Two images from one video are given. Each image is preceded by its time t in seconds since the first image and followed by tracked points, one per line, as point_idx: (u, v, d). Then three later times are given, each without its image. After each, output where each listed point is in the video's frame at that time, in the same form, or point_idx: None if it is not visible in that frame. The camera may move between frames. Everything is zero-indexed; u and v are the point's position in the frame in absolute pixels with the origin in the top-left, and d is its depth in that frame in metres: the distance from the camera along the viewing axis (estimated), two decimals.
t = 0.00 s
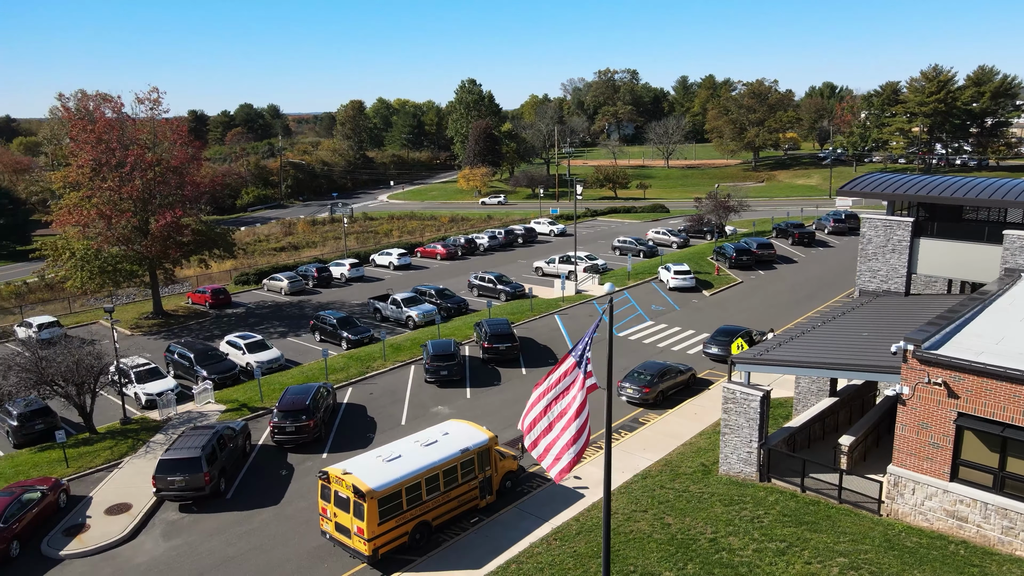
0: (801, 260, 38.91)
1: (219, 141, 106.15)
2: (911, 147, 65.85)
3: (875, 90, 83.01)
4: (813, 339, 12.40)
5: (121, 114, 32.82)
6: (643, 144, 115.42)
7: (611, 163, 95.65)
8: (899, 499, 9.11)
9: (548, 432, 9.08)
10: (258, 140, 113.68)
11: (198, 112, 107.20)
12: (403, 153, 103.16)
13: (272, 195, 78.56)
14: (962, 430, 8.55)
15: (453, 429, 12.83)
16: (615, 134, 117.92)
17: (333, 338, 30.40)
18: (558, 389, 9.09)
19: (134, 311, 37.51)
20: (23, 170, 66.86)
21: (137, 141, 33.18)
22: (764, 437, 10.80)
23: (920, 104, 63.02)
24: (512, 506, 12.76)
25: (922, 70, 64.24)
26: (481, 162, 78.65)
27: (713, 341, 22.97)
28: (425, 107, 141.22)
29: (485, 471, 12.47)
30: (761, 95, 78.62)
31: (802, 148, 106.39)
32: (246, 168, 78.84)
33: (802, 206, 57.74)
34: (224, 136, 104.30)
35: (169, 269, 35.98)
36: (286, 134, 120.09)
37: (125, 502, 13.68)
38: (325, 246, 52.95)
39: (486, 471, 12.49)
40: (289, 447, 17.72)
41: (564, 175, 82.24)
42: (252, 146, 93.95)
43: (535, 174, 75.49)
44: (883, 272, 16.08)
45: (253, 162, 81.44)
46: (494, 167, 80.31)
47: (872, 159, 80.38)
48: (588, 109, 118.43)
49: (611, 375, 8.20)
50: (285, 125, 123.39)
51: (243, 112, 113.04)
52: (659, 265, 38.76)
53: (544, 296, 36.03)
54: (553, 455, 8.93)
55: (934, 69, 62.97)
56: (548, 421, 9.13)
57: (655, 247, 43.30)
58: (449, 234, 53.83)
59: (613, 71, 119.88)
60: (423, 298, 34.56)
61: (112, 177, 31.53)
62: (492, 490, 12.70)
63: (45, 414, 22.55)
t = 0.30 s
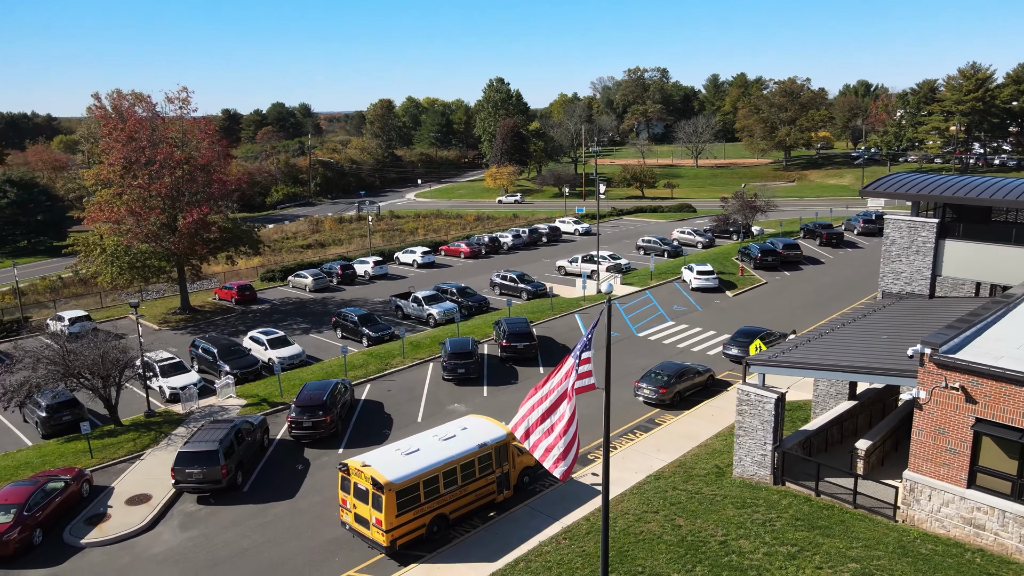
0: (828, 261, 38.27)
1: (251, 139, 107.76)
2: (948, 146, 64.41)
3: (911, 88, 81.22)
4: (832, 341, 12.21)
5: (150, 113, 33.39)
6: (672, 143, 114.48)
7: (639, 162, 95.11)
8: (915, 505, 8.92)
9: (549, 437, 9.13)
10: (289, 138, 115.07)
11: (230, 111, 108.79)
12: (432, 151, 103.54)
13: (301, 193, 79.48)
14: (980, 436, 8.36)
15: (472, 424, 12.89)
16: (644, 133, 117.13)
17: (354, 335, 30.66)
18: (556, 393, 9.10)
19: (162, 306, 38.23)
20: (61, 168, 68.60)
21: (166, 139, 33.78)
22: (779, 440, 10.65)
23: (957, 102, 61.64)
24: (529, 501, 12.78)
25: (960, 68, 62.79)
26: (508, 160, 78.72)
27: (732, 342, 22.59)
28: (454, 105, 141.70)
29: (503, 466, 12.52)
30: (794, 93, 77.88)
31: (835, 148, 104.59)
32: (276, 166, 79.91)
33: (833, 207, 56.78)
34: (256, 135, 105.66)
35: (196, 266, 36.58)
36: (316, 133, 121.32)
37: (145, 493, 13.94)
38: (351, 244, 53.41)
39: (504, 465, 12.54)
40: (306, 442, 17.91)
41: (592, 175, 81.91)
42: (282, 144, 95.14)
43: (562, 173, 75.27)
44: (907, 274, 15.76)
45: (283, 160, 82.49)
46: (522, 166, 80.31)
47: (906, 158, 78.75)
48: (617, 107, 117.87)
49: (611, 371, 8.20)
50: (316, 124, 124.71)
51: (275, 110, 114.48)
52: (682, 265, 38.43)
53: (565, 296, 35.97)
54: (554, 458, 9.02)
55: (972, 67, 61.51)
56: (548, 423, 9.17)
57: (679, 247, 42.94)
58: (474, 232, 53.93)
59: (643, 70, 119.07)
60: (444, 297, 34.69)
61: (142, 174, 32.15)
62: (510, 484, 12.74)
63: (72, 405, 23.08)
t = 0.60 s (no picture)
0: (861, 263, 37.47)
1: (287, 138, 109.48)
2: (994, 146, 62.55)
3: (956, 87, 79.07)
4: (854, 344, 11.99)
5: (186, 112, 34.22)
6: (707, 142, 113.20)
7: (673, 161, 94.24)
8: (935, 513, 8.70)
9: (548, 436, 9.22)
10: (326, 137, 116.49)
11: (269, 110, 110.73)
12: (466, 150, 103.95)
13: (335, 191, 80.43)
14: (1002, 444, 8.13)
15: (494, 419, 12.94)
16: (679, 133, 116.03)
17: (379, 332, 30.94)
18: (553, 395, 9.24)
19: (195, 301, 39.06)
20: (105, 166, 70.69)
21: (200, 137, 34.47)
22: (797, 444, 10.46)
23: (1004, 101, 59.82)
24: (547, 497, 12.78)
25: (1007, 66, 60.92)
26: (541, 159, 78.71)
27: (758, 344, 21.94)
28: (489, 105, 142.04)
29: (524, 461, 12.54)
30: (833, 92, 76.37)
31: (875, 147, 102.28)
32: (311, 164, 81.02)
33: (872, 208, 55.55)
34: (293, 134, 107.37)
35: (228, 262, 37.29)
36: (351, 131, 122.70)
37: (168, 484, 14.24)
38: (382, 242, 53.88)
39: (525, 461, 12.56)
40: (326, 436, 18.12)
41: (624, 174, 81.48)
42: (318, 143, 96.51)
43: (595, 173, 74.92)
44: (936, 277, 15.38)
45: (318, 158, 83.63)
46: (554, 165, 80.17)
47: (949, 158, 76.67)
48: (652, 106, 116.90)
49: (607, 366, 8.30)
50: (352, 124, 126.10)
51: (312, 109, 116.13)
52: (711, 266, 37.98)
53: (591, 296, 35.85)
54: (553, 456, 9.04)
55: (1020, 65, 59.63)
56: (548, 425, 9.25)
57: (709, 247, 42.45)
58: (504, 231, 53.98)
59: (679, 68, 117.99)
60: (470, 295, 34.83)
61: (176, 172, 32.94)
62: (530, 479, 12.77)
63: (103, 396, 23.69)
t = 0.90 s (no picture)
0: (890, 266, 36.79)
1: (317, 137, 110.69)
2: None
3: (994, 86, 77.24)
4: (873, 347, 11.76)
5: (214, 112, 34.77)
6: (737, 142, 111.92)
7: (702, 161, 93.37)
8: (952, 521, 8.51)
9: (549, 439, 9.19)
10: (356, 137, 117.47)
11: (300, 110, 112.29)
12: (494, 150, 104.23)
13: (363, 189, 81.08)
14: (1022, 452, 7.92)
15: (511, 416, 12.97)
16: (709, 133, 114.99)
17: (400, 330, 31.14)
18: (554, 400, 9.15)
19: (221, 297, 39.69)
20: (139, 164, 72.29)
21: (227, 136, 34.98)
22: (812, 447, 10.31)
23: None
24: (561, 496, 12.76)
25: None
26: (568, 159, 78.56)
27: (777, 347, 21.38)
28: (517, 104, 142.08)
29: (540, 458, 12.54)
30: (867, 91, 75.06)
31: (911, 147, 100.23)
32: (339, 163, 81.73)
33: (904, 209, 54.47)
34: (323, 133, 108.74)
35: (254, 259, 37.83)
36: (381, 131, 123.69)
37: (187, 476, 14.51)
38: (407, 240, 54.19)
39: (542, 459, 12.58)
40: (343, 433, 18.29)
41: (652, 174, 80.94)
42: (347, 143, 97.45)
43: (622, 172, 74.54)
44: (962, 280, 15.04)
45: (347, 157, 84.33)
46: (581, 164, 79.93)
47: (988, 159, 74.81)
48: (682, 106, 115.80)
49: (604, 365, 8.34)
50: (382, 123, 127.02)
51: (343, 109, 117.37)
52: (735, 267, 37.56)
53: (613, 296, 35.71)
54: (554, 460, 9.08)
55: None
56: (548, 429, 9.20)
57: (734, 248, 41.99)
58: (529, 231, 53.97)
59: (710, 67, 116.82)
60: (491, 294, 34.90)
61: (204, 171, 33.49)
62: (546, 478, 12.77)
63: (129, 390, 24.20)
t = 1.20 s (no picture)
0: (927, 269, 35.87)
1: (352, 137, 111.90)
2: None
3: None
4: (897, 352, 11.50)
5: (247, 112, 35.40)
6: (774, 142, 110.12)
7: (738, 162, 92.14)
8: (972, 531, 8.26)
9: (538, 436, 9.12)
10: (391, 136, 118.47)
11: (337, 110, 113.73)
12: (528, 149, 104.26)
13: (396, 188, 81.67)
14: None
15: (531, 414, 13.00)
16: (746, 133, 113.52)
17: (424, 328, 31.31)
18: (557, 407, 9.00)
19: (252, 294, 40.38)
20: (179, 163, 73.99)
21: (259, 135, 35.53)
22: (831, 452, 10.12)
23: None
24: (579, 495, 12.73)
25: None
26: (601, 158, 78.09)
27: (802, 351, 20.96)
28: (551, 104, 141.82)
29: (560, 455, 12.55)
30: (910, 90, 73.28)
31: (955, 147, 97.53)
32: (374, 162, 82.36)
33: (946, 211, 53.06)
34: (359, 132, 110.00)
35: (284, 257, 38.40)
36: (415, 131, 124.48)
37: (210, 468, 14.79)
38: (438, 239, 54.47)
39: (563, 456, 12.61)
40: (363, 429, 18.47)
41: (686, 175, 80.07)
42: (382, 142, 98.36)
43: (655, 173, 73.88)
44: (994, 284, 14.60)
45: (381, 156, 84.98)
46: (615, 164, 79.41)
47: None
48: (719, 105, 114.23)
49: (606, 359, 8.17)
50: (416, 123, 127.85)
51: (379, 108, 118.58)
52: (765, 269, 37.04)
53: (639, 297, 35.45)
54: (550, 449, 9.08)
55: None
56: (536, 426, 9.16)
57: (765, 250, 41.36)
58: (558, 231, 53.85)
59: (747, 66, 115.22)
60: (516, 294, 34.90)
61: (236, 170, 34.07)
62: (566, 474, 12.78)
63: (158, 383, 24.77)
